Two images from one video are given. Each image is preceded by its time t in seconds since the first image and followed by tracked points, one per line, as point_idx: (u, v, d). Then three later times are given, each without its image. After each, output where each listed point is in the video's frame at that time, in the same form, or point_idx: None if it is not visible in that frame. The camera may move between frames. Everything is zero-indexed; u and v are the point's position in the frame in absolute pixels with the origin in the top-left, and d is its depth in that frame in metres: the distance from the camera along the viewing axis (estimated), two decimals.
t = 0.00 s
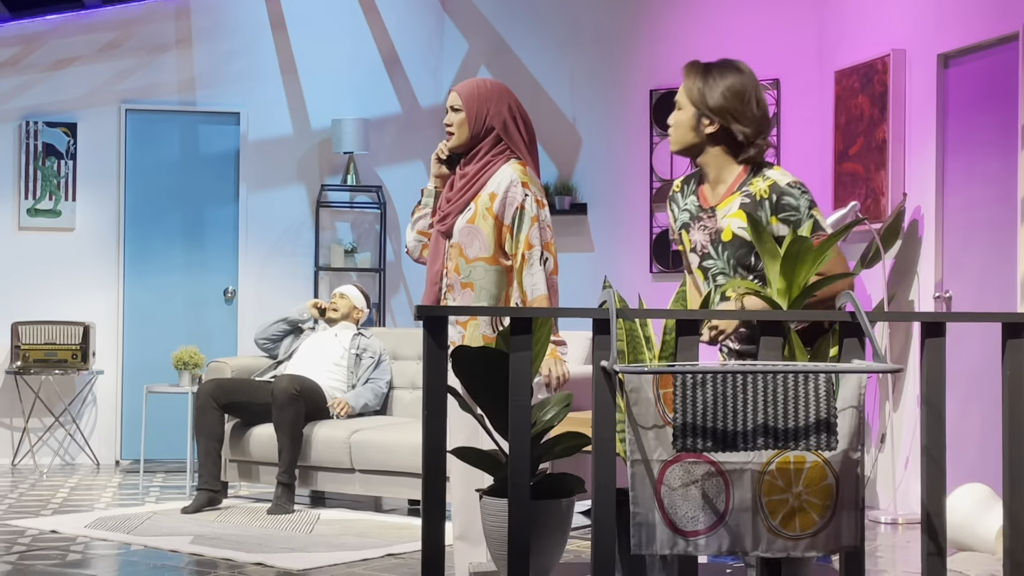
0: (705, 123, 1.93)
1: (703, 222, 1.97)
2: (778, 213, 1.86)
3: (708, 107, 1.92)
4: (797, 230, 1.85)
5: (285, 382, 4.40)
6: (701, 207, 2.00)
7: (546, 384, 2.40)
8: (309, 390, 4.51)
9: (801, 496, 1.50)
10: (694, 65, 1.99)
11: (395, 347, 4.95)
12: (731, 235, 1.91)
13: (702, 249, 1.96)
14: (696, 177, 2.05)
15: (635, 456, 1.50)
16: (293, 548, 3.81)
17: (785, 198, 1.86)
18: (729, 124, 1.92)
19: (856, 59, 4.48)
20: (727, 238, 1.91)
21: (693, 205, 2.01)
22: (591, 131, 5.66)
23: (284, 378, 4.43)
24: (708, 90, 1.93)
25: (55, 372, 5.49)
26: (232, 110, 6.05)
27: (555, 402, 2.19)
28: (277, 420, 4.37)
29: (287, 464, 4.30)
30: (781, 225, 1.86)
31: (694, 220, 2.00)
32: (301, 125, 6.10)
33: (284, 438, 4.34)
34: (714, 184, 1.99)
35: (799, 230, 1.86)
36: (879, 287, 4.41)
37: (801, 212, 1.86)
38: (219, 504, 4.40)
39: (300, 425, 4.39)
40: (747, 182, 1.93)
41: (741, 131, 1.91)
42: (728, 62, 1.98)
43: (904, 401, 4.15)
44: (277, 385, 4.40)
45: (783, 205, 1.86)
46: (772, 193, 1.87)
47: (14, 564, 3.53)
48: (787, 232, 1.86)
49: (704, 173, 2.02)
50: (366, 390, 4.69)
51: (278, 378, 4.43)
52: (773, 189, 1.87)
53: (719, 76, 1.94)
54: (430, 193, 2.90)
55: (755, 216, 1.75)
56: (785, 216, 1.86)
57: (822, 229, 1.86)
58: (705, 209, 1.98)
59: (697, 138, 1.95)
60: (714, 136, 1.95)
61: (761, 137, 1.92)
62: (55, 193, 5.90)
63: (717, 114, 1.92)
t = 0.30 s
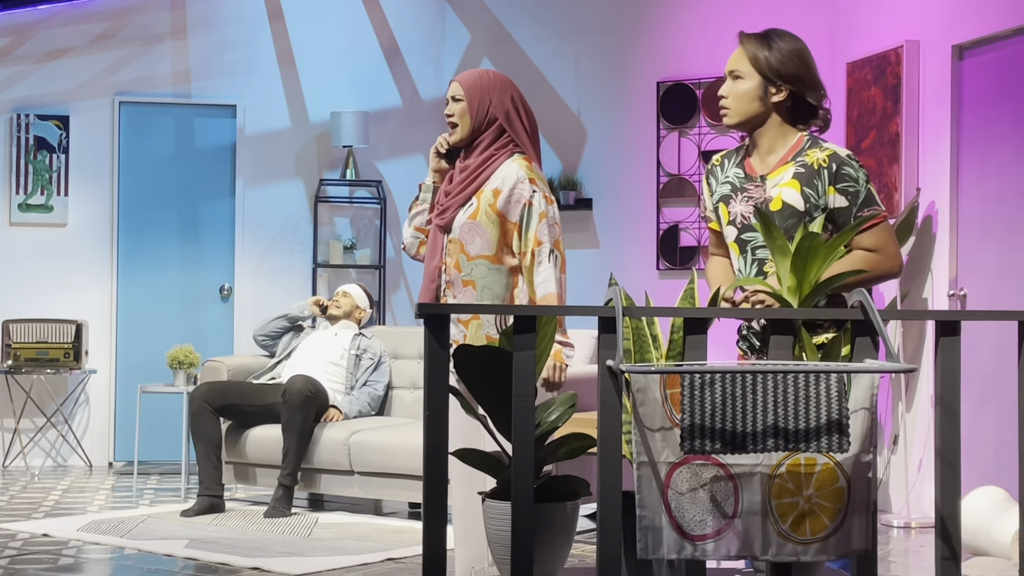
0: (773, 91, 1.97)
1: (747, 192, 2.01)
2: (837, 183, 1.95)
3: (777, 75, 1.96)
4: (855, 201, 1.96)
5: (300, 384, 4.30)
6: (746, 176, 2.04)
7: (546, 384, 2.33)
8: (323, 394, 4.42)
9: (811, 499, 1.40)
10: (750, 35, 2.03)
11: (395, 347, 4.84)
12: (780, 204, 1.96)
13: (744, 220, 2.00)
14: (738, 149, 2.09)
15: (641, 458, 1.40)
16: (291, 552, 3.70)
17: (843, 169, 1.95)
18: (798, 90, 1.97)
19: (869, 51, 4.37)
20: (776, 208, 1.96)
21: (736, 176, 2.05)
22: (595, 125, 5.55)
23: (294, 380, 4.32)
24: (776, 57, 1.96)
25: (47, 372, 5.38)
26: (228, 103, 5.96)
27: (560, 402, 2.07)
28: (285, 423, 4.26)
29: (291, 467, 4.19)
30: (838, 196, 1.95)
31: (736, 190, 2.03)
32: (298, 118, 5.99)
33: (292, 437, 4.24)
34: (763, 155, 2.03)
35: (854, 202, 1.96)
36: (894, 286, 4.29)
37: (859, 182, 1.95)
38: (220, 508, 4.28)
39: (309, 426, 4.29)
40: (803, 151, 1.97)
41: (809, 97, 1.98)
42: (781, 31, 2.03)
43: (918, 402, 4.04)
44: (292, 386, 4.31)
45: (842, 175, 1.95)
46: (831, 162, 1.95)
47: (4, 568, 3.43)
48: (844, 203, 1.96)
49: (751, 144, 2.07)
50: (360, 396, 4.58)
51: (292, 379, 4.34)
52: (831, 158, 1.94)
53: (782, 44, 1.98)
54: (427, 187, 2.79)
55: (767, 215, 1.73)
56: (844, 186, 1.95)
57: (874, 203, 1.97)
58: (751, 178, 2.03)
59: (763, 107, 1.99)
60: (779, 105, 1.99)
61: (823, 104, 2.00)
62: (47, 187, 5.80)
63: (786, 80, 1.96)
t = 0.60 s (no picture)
0: (809, 76, 1.97)
1: (765, 176, 1.99)
2: (862, 171, 1.93)
3: (814, 59, 1.96)
4: (878, 191, 1.94)
5: (296, 379, 4.23)
6: (764, 161, 2.01)
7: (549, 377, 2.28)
8: (320, 390, 4.34)
9: (819, 501, 1.32)
10: (779, 20, 2.02)
11: (394, 346, 4.76)
12: (802, 188, 1.95)
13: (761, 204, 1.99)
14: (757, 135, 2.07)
15: (645, 459, 1.31)
16: (289, 555, 3.63)
17: (869, 158, 1.94)
18: (830, 77, 1.98)
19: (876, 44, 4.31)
20: (797, 192, 1.95)
21: (754, 161, 2.03)
22: (596, 122, 5.49)
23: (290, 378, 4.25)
24: (813, 43, 1.96)
25: (40, 371, 5.31)
26: (224, 97, 5.88)
27: (563, 403, 2.00)
28: (280, 419, 4.19)
29: (284, 464, 4.13)
30: (862, 184, 1.94)
31: (754, 175, 2.01)
32: (296, 114, 5.92)
33: (286, 434, 4.17)
34: (786, 141, 2.01)
35: (878, 192, 1.95)
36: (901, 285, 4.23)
37: (884, 173, 1.94)
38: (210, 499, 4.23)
39: (306, 423, 4.23)
40: (827, 138, 1.97)
41: (839, 84, 1.99)
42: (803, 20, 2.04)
43: (926, 403, 3.98)
44: (287, 382, 4.24)
45: (867, 164, 1.94)
46: (857, 151, 1.94)
47: None
48: (868, 191, 1.94)
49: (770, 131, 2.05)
50: (355, 395, 4.49)
51: (288, 376, 4.27)
52: (858, 147, 1.93)
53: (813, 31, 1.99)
54: (422, 188, 2.65)
55: (773, 211, 1.65)
56: (869, 174, 1.93)
57: (895, 195, 1.95)
58: (769, 163, 2.01)
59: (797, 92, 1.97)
60: (810, 91, 1.98)
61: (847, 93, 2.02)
62: (40, 183, 5.72)
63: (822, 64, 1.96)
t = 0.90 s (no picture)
0: (807, 75, 1.98)
1: (772, 171, 1.99)
2: (872, 170, 1.95)
3: (810, 59, 1.98)
4: (887, 191, 1.96)
5: (294, 388, 4.25)
6: (771, 157, 2.01)
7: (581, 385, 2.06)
8: (317, 400, 4.35)
9: (817, 501, 1.32)
10: (782, 24, 2.05)
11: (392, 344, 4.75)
12: (812, 183, 1.95)
13: (770, 199, 1.98)
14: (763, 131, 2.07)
15: (644, 458, 1.32)
16: (287, 554, 3.63)
17: (881, 159, 1.96)
18: (831, 76, 1.99)
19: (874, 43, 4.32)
20: (807, 187, 1.96)
21: (760, 157, 2.02)
22: (594, 121, 5.49)
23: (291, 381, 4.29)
24: (810, 43, 1.98)
25: (38, 370, 5.31)
26: (223, 96, 5.88)
27: (561, 402, 2.01)
28: (275, 424, 4.18)
29: (275, 468, 4.10)
30: (873, 183, 1.96)
31: (759, 171, 2.01)
32: (295, 114, 5.92)
33: (279, 439, 4.15)
34: (791, 138, 2.02)
35: (885, 193, 1.97)
36: (899, 284, 4.23)
37: (892, 174, 1.97)
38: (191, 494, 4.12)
39: (299, 430, 4.22)
40: (836, 138, 1.98)
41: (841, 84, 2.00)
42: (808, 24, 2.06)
43: (924, 402, 3.97)
44: (285, 390, 4.26)
45: (878, 164, 1.96)
46: (869, 151, 1.96)
47: None
48: (877, 191, 1.96)
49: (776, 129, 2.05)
50: (375, 374, 4.55)
51: (286, 383, 4.29)
52: (870, 147, 1.96)
53: (813, 32, 2.00)
54: (421, 183, 2.64)
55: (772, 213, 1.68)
56: (879, 175, 1.96)
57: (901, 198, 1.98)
58: (776, 159, 2.01)
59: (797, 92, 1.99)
60: (811, 91, 2.00)
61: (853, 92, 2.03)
62: (38, 182, 5.71)
63: (819, 63, 1.98)
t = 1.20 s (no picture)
0: (772, 89, 2.16)
1: (747, 178, 2.18)
2: (839, 176, 2.12)
3: (775, 75, 2.15)
4: (854, 195, 2.13)
5: (316, 381, 4.48)
6: (747, 165, 2.20)
7: (544, 380, 2.44)
8: (334, 393, 4.58)
9: (797, 490, 1.48)
10: (757, 38, 2.22)
11: (395, 341, 4.97)
12: (780, 190, 2.14)
13: (743, 204, 2.18)
14: (744, 141, 2.25)
15: (634, 449, 1.48)
16: (296, 539, 3.86)
17: (846, 164, 2.12)
18: (798, 88, 2.15)
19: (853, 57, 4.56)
20: (775, 194, 2.14)
21: (738, 164, 2.21)
22: (591, 129, 5.72)
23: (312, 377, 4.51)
24: (775, 59, 2.15)
25: (61, 365, 5.55)
26: (237, 106, 6.11)
27: (555, 395, 2.25)
28: (295, 417, 4.41)
29: (293, 458, 4.35)
30: (840, 188, 2.12)
31: (737, 177, 2.20)
32: (304, 122, 6.15)
33: (298, 431, 4.38)
34: (767, 146, 2.21)
35: (853, 196, 2.13)
36: (875, 285, 4.48)
37: (859, 178, 2.13)
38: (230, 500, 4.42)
39: (317, 424, 4.44)
40: (807, 147, 2.16)
41: (809, 95, 2.16)
42: (788, 36, 2.21)
43: (899, 396, 4.21)
44: (307, 384, 4.48)
45: (844, 170, 2.12)
46: (835, 158, 2.12)
47: (20, 554, 3.58)
48: (844, 196, 2.13)
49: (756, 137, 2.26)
50: (369, 375, 4.80)
51: (308, 378, 4.51)
52: (836, 154, 2.12)
53: (783, 47, 2.16)
54: (427, 188, 2.85)
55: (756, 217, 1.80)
56: (845, 180, 2.12)
57: (869, 200, 2.15)
58: (753, 166, 2.20)
59: (763, 104, 2.18)
60: (779, 102, 2.17)
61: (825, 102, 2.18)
62: (61, 188, 5.94)
63: (784, 79, 2.15)
